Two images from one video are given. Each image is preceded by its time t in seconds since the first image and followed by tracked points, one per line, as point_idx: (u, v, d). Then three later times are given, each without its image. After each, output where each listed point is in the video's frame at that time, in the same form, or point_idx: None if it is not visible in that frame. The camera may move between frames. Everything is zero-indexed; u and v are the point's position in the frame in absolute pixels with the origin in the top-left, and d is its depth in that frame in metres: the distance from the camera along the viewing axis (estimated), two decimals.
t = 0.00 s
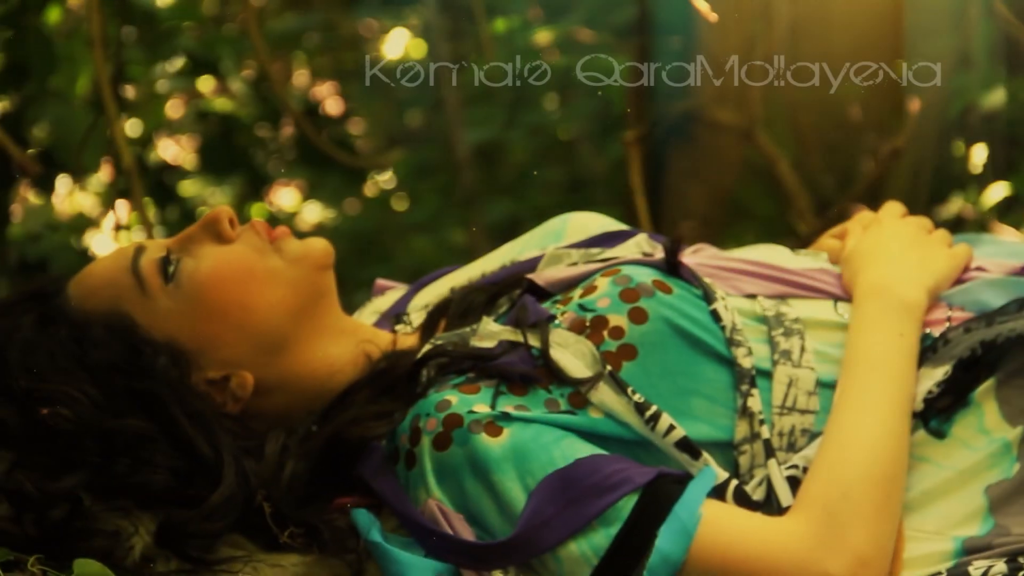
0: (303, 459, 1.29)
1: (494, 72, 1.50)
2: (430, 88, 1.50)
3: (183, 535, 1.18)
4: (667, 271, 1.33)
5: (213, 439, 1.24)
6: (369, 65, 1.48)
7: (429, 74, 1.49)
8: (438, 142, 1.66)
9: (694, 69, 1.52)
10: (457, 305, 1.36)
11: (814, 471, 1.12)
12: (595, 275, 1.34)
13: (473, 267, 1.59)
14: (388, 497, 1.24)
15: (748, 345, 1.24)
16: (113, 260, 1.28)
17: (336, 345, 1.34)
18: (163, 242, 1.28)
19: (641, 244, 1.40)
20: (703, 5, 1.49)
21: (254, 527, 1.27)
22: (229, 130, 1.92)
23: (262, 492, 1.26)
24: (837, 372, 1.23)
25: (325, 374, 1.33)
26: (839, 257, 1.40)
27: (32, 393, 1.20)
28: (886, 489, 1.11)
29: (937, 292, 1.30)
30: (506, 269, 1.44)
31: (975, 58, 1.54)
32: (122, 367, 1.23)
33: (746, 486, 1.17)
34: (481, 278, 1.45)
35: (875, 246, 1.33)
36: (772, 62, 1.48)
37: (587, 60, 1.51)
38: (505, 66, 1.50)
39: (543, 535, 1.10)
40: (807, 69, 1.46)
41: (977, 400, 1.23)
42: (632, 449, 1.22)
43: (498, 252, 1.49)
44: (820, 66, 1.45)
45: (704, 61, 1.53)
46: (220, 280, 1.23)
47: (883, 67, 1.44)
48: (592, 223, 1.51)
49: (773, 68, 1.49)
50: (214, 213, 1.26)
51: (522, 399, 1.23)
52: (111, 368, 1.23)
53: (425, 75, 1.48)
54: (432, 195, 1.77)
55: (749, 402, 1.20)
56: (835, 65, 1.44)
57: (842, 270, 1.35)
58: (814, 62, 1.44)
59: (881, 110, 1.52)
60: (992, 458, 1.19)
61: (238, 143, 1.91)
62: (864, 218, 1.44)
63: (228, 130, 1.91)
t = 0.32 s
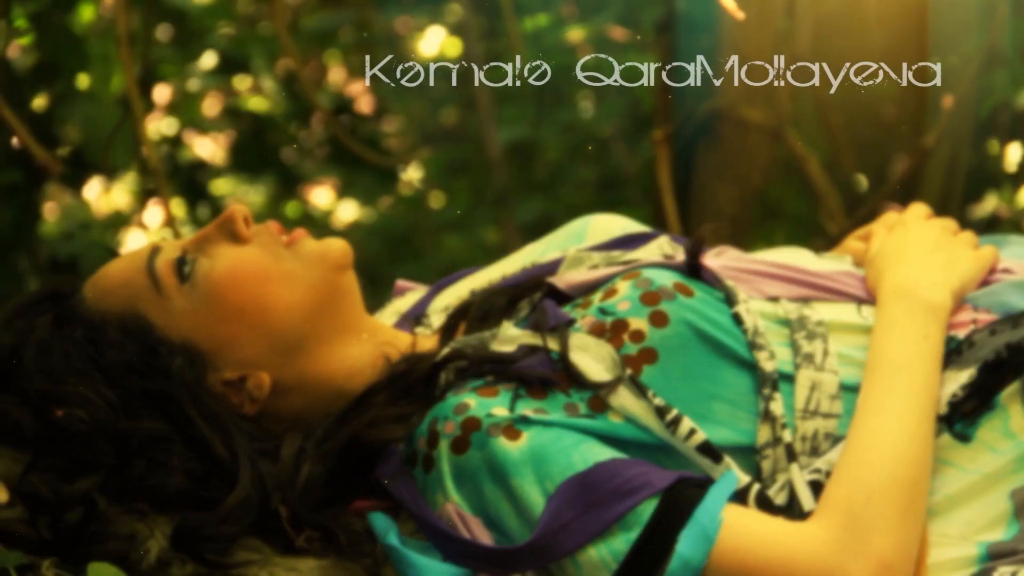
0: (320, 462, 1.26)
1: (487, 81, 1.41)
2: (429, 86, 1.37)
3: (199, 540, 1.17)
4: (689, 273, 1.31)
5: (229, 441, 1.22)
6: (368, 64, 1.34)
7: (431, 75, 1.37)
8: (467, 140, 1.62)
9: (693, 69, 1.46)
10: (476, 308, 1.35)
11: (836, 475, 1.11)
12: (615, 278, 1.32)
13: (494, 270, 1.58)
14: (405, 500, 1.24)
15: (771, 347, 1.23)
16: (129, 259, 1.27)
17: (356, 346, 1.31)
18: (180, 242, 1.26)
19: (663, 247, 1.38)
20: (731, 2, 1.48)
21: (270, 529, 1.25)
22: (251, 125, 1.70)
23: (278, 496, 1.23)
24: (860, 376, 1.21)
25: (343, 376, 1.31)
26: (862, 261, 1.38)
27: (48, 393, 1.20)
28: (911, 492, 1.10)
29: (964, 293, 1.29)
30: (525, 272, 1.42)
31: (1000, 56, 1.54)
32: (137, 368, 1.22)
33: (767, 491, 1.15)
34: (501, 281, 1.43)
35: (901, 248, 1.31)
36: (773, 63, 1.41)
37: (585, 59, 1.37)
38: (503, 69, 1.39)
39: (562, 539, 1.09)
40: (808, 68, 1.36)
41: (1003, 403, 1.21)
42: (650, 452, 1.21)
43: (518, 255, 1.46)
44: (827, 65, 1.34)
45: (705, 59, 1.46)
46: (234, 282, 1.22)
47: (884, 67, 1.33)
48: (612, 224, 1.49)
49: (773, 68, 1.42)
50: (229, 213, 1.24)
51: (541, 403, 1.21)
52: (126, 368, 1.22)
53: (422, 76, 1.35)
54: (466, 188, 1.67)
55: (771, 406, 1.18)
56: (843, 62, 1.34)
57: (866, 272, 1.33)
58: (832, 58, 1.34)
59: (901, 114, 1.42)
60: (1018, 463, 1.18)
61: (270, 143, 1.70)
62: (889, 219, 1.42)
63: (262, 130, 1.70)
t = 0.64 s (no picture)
0: (340, 464, 1.24)
1: (483, 78, 1.21)
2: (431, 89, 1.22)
3: (224, 545, 1.20)
4: (712, 274, 1.28)
5: (247, 442, 1.23)
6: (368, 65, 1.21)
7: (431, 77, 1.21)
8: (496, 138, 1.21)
9: (693, 73, 1.20)
10: (495, 309, 1.28)
11: (861, 478, 1.13)
12: (636, 279, 1.30)
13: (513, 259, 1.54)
14: (423, 501, 1.22)
15: (793, 351, 1.23)
16: (142, 255, 1.21)
17: (376, 347, 1.27)
18: (196, 236, 1.21)
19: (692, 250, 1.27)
20: None
21: (287, 525, 1.23)
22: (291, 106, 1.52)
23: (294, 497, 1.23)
24: (887, 376, 1.19)
25: (363, 379, 1.28)
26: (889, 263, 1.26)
27: (64, 396, 1.19)
28: (935, 493, 1.12)
29: (989, 291, 1.26)
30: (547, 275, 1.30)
31: None
32: (154, 369, 1.20)
33: (790, 492, 1.15)
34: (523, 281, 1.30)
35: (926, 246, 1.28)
36: (772, 63, 1.19)
37: (583, 57, 1.20)
38: (502, 66, 1.21)
39: (583, 541, 1.11)
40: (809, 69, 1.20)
41: None
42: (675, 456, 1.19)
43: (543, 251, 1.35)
44: (826, 61, 1.19)
45: (708, 60, 1.20)
46: (256, 282, 1.20)
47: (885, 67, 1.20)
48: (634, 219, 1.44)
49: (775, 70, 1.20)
50: (249, 213, 1.21)
51: (562, 406, 1.21)
52: (144, 369, 1.20)
53: (423, 79, 1.21)
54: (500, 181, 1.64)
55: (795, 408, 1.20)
56: (841, 62, 1.19)
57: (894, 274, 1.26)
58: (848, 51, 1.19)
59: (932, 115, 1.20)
60: None
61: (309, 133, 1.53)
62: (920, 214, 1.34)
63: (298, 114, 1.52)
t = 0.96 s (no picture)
0: (357, 465, 1.24)
1: (483, 78, 1.30)
2: (430, 85, 1.32)
3: (235, 544, 1.15)
4: (736, 275, 1.28)
5: (264, 441, 1.20)
6: (370, 64, 1.37)
7: (432, 75, 1.30)
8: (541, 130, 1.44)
9: (694, 73, 1.36)
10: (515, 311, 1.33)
11: (886, 480, 1.08)
12: (661, 279, 1.29)
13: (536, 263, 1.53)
14: (442, 502, 1.22)
15: (820, 351, 1.19)
16: (162, 259, 1.24)
17: (398, 347, 1.28)
18: (217, 239, 1.23)
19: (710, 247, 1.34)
20: None
21: (306, 531, 1.23)
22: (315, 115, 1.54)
23: (313, 498, 1.22)
24: (912, 378, 1.18)
25: (386, 379, 1.27)
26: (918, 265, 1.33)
27: (83, 395, 1.19)
28: (963, 495, 1.06)
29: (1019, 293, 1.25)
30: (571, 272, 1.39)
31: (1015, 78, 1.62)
32: (173, 369, 1.20)
33: (815, 494, 1.13)
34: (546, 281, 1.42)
35: (953, 250, 1.27)
36: (773, 63, 1.37)
37: (585, 58, 1.35)
38: (502, 67, 1.30)
39: (602, 545, 1.06)
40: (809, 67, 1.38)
41: None
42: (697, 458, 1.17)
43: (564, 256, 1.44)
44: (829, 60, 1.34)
45: (709, 62, 1.36)
46: (274, 278, 1.19)
47: (885, 67, 1.30)
48: (661, 224, 1.44)
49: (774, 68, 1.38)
50: (266, 211, 1.21)
51: (582, 406, 1.19)
52: (161, 370, 1.20)
53: (424, 77, 1.30)
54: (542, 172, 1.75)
55: (819, 410, 1.16)
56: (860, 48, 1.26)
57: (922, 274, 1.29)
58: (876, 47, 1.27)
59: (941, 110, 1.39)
60: None
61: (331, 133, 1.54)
62: (943, 221, 1.36)
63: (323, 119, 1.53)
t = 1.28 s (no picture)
0: (375, 468, 1.22)
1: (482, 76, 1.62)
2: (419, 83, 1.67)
3: (249, 547, 1.13)
4: (760, 278, 1.25)
5: (282, 444, 1.19)
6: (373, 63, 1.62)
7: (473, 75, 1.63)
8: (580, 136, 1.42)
9: (693, 70, 1.58)
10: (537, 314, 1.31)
11: (909, 486, 1.06)
12: (684, 282, 1.27)
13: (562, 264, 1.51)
14: (460, 507, 1.20)
15: (844, 354, 1.18)
16: (181, 260, 1.24)
17: (416, 350, 1.27)
18: (234, 241, 1.23)
19: (734, 249, 1.33)
20: None
21: (324, 536, 1.20)
22: (351, 121, 1.80)
23: (331, 502, 1.20)
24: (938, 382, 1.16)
25: (405, 381, 1.26)
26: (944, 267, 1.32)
27: (98, 398, 1.17)
28: (988, 502, 1.04)
29: None
30: (593, 274, 1.38)
31: None
32: (189, 370, 1.19)
33: (839, 501, 1.10)
34: (567, 284, 1.41)
35: (979, 252, 1.26)
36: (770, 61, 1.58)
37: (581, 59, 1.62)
38: (499, 66, 1.61)
39: (623, 550, 1.04)
40: (807, 68, 1.62)
41: None
42: (718, 461, 1.16)
43: (588, 257, 1.43)
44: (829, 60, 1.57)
45: (707, 59, 1.57)
46: (291, 280, 1.18)
47: (882, 66, 1.55)
48: (686, 226, 1.42)
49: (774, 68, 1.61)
50: (285, 211, 1.21)
51: (602, 410, 1.17)
52: (178, 371, 1.19)
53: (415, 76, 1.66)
54: (575, 183, 2.06)
55: (844, 414, 1.14)
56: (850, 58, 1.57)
57: (948, 278, 1.28)
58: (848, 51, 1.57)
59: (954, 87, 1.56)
60: None
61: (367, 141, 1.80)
62: (971, 223, 1.35)
63: (359, 124, 1.81)
